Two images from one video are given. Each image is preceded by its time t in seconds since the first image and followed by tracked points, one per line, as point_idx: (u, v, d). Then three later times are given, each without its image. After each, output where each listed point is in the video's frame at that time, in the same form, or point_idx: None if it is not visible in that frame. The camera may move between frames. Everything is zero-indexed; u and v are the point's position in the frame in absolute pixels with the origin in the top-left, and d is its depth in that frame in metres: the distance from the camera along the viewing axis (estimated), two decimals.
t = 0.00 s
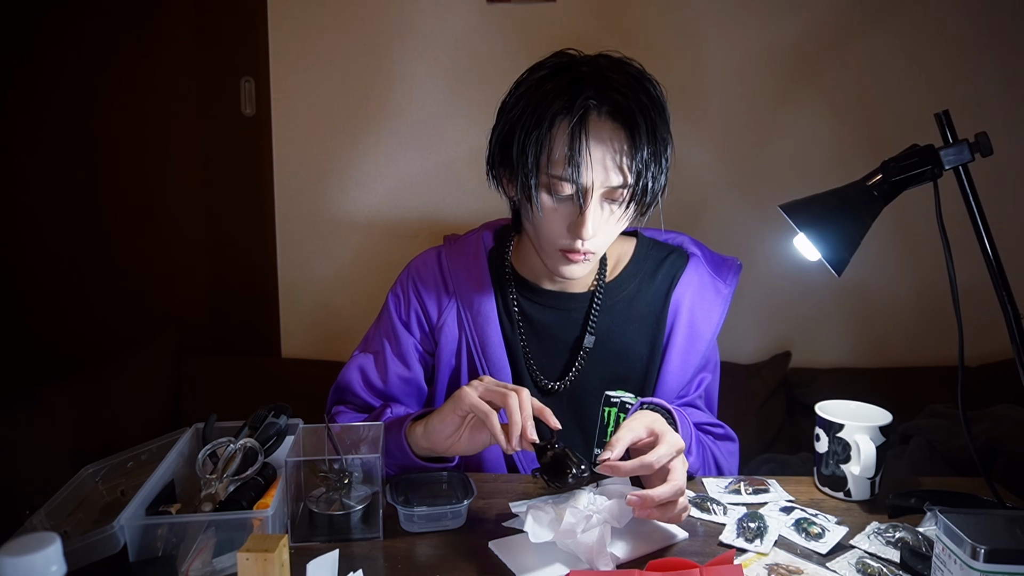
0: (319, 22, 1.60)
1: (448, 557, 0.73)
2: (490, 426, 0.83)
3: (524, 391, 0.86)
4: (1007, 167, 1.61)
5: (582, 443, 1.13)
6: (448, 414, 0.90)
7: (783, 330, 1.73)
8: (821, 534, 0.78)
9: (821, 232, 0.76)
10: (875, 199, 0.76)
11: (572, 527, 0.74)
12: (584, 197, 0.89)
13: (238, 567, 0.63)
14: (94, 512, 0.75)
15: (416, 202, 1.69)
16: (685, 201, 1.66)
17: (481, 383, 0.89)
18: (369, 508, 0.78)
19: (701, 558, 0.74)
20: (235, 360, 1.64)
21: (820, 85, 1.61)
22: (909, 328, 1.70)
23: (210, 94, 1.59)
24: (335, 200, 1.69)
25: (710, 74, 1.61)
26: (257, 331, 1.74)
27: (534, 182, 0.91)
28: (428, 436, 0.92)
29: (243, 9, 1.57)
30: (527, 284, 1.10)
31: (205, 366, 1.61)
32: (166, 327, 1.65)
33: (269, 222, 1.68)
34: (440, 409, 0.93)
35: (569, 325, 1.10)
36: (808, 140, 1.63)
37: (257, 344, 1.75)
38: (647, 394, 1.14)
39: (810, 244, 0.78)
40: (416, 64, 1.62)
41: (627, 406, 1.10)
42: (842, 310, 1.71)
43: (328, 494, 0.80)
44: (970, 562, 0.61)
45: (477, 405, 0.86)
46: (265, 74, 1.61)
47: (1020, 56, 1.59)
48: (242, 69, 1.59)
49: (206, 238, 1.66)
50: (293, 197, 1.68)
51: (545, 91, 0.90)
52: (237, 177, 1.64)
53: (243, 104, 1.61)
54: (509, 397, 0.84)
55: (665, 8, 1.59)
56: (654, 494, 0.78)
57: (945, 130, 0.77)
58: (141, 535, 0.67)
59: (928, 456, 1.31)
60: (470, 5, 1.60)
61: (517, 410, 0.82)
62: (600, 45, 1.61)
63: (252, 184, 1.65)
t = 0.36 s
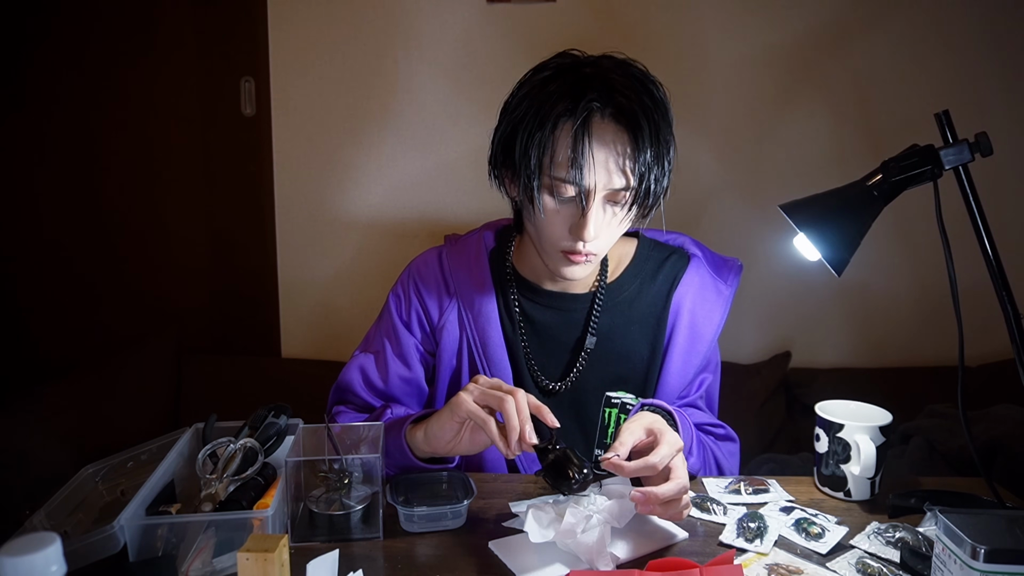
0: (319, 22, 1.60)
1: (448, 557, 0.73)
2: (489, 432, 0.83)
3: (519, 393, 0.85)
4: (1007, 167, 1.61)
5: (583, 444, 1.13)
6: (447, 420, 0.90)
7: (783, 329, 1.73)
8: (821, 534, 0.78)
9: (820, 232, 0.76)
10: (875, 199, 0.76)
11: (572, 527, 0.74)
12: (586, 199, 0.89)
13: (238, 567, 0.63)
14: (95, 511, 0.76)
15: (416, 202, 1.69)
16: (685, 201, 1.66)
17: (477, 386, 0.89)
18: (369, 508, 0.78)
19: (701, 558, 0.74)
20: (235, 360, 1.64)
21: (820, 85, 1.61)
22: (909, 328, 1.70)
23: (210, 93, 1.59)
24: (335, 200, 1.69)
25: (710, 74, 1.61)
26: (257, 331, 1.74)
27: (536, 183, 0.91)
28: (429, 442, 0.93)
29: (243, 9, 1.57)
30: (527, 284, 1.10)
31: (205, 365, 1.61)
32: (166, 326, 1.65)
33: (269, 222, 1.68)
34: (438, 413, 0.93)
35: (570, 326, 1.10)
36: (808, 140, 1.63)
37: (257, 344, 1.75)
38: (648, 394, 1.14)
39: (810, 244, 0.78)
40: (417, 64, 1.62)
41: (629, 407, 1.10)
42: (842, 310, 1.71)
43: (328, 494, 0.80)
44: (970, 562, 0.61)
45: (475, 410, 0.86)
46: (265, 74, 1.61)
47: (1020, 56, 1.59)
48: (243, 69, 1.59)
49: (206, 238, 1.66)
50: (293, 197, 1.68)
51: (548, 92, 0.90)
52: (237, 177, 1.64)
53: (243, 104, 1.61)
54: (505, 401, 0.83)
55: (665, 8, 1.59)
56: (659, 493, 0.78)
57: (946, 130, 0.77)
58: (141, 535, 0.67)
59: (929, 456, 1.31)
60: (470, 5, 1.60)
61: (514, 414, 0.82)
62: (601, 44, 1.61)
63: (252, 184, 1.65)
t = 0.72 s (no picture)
0: (319, 22, 1.60)
1: (448, 557, 0.73)
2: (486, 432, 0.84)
3: (512, 390, 0.86)
4: (1007, 168, 1.61)
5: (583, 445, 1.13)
6: (444, 423, 0.90)
7: (783, 329, 1.73)
8: (821, 534, 0.78)
9: (820, 232, 0.76)
10: (875, 199, 0.76)
11: (572, 527, 0.74)
12: (586, 198, 0.89)
13: (238, 567, 0.63)
14: (94, 511, 0.76)
15: (416, 202, 1.69)
16: (685, 201, 1.66)
17: (469, 387, 0.89)
18: (369, 508, 0.78)
19: (701, 558, 0.74)
20: (235, 360, 1.64)
21: (820, 85, 1.61)
22: (909, 328, 1.70)
23: (210, 94, 1.59)
24: (335, 200, 1.69)
25: (711, 74, 1.61)
26: (258, 331, 1.74)
27: (537, 183, 0.90)
28: (429, 445, 0.93)
29: (243, 9, 1.57)
30: (527, 285, 1.10)
31: (205, 365, 1.61)
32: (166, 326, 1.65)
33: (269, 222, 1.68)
34: (434, 415, 0.93)
35: (569, 326, 1.10)
36: (808, 140, 1.63)
37: (257, 344, 1.75)
38: (648, 394, 1.14)
39: (810, 244, 0.78)
40: (417, 63, 1.62)
41: (629, 407, 1.09)
42: (842, 310, 1.71)
43: (327, 494, 0.79)
44: (970, 562, 0.61)
45: (470, 411, 0.86)
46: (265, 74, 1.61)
47: (1020, 56, 1.59)
48: (242, 69, 1.59)
49: (206, 238, 1.66)
50: (293, 197, 1.68)
51: (549, 91, 0.90)
52: (237, 178, 1.64)
53: (243, 104, 1.61)
54: (500, 400, 0.84)
55: (666, 8, 1.59)
56: (660, 495, 0.78)
57: (946, 130, 0.77)
58: (141, 535, 0.67)
59: (929, 456, 1.31)
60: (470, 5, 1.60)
61: (509, 413, 0.82)
62: (601, 43, 1.61)
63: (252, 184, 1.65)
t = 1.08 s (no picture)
0: (319, 22, 1.61)
1: (448, 557, 0.73)
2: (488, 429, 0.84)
3: (513, 388, 0.85)
4: (1007, 167, 1.61)
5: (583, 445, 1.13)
6: (445, 422, 0.90)
7: (783, 330, 1.73)
8: (821, 534, 0.78)
9: (820, 232, 0.76)
10: (874, 199, 0.76)
11: (572, 527, 0.74)
12: (587, 199, 0.89)
13: (238, 567, 0.63)
14: (94, 511, 0.76)
15: (416, 202, 1.69)
16: (686, 201, 1.66)
17: (469, 385, 0.89)
18: (369, 508, 0.78)
19: (701, 559, 0.74)
20: (235, 360, 1.64)
21: (820, 85, 1.61)
22: (909, 327, 1.70)
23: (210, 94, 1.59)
24: (335, 200, 1.69)
25: (711, 74, 1.61)
26: (258, 331, 1.74)
27: (537, 183, 0.90)
28: (430, 445, 0.93)
29: (243, 9, 1.57)
30: (527, 286, 1.10)
31: (205, 365, 1.61)
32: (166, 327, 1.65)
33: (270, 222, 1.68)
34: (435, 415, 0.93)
35: (569, 327, 1.10)
36: (809, 140, 1.63)
37: (257, 344, 1.75)
38: (648, 395, 1.14)
39: (810, 244, 0.78)
40: (417, 63, 1.62)
41: (629, 407, 1.10)
42: (842, 310, 1.71)
43: (327, 494, 0.79)
44: (970, 562, 0.61)
45: (471, 409, 0.86)
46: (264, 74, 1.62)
47: (1020, 56, 1.59)
48: (242, 69, 1.59)
49: (206, 237, 1.66)
50: (293, 197, 1.68)
51: (550, 92, 0.90)
52: (237, 178, 1.65)
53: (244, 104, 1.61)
54: (500, 398, 0.84)
55: (666, 8, 1.59)
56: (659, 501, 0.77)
57: (946, 130, 0.77)
58: (141, 535, 0.67)
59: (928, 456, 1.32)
60: (470, 5, 1.60)
61: (510, 410, 0.82)
62: (601, 43, 1.61)
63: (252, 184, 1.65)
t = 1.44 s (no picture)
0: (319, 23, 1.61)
1: (448, 557, 0.73)
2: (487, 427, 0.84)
3: (513, 387, 0.85)
4: (1007, 167, 1.61)
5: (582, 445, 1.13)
6: (444, 420, 0.90)
7: (783, 330, 1.73)
8: (821, 534, 0.78)
9: (820, 232, 0.76)
10: (874, 199, 0.76)
11: (572, 527, 0.74)
12: (584, 197, 0.89)
13: (238, 567, 0.63)
14: (94, 511, 0.75)
15: (416, 202, 1.69)
16: (686, 201, 1.66)
17: (469, 384, 0.89)
18: (369, 508, 0.78)
19: (701, 559, 0.74)
20: (236, 360, 1.64)
21: (820, 85, 1.61)
22: (909, 327, 1.70)
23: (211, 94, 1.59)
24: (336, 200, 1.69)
25: (711, 74, 1.61)
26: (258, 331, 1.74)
27: (534, 181, 0.90)
28: (429, 445, 0.93)
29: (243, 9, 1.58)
30: (526, 286, 1.10)
31: (206, 365, 1.61)
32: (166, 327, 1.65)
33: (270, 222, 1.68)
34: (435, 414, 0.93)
35: (569, 327, 1.10)
36: (809, 140, 1.63)
37: (258, 344, 1.75)
38: (648, 395, 1.14)
39: (810, 244, 0.78)
40: (417, 63, 1.62)
41: (629, 408, 1.10)
42: (842, 311, 1.71)
43: (327, 494, 0.79)
44: (970, 562, 0.61)
45: (471, 407, 0.86)
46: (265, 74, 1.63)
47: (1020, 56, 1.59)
48: (242, 69, 1.60)
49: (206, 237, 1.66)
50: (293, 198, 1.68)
51: (546, 90, 0.90)
52: (238, 178, 1.65)
53: (244, 104, 1.62)
54: (500, 396, 0.84)
55: (666, 8, 1.59)
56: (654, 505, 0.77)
57: (946, 130, 0.77)
58: (141, 535, 0.67)
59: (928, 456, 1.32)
60: (470, 5, 1.60)
61: (509, 409, 0.82)
62: (600, 44, 1.61)
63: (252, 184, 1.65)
